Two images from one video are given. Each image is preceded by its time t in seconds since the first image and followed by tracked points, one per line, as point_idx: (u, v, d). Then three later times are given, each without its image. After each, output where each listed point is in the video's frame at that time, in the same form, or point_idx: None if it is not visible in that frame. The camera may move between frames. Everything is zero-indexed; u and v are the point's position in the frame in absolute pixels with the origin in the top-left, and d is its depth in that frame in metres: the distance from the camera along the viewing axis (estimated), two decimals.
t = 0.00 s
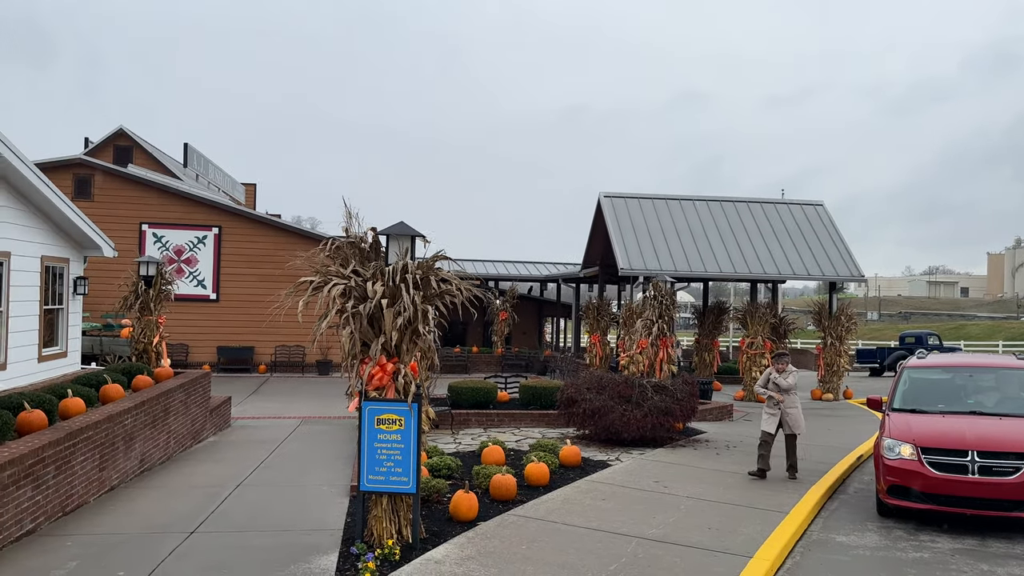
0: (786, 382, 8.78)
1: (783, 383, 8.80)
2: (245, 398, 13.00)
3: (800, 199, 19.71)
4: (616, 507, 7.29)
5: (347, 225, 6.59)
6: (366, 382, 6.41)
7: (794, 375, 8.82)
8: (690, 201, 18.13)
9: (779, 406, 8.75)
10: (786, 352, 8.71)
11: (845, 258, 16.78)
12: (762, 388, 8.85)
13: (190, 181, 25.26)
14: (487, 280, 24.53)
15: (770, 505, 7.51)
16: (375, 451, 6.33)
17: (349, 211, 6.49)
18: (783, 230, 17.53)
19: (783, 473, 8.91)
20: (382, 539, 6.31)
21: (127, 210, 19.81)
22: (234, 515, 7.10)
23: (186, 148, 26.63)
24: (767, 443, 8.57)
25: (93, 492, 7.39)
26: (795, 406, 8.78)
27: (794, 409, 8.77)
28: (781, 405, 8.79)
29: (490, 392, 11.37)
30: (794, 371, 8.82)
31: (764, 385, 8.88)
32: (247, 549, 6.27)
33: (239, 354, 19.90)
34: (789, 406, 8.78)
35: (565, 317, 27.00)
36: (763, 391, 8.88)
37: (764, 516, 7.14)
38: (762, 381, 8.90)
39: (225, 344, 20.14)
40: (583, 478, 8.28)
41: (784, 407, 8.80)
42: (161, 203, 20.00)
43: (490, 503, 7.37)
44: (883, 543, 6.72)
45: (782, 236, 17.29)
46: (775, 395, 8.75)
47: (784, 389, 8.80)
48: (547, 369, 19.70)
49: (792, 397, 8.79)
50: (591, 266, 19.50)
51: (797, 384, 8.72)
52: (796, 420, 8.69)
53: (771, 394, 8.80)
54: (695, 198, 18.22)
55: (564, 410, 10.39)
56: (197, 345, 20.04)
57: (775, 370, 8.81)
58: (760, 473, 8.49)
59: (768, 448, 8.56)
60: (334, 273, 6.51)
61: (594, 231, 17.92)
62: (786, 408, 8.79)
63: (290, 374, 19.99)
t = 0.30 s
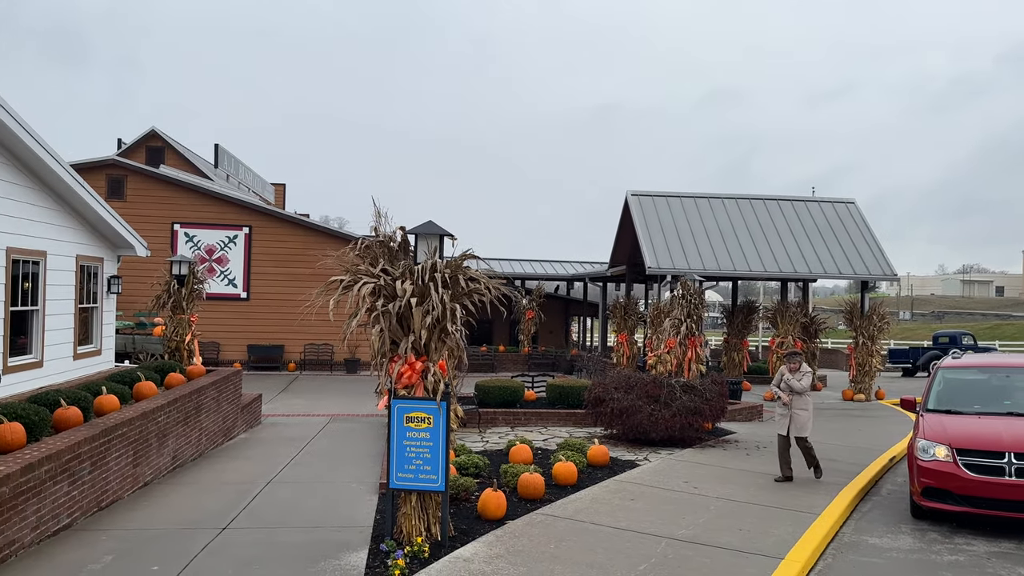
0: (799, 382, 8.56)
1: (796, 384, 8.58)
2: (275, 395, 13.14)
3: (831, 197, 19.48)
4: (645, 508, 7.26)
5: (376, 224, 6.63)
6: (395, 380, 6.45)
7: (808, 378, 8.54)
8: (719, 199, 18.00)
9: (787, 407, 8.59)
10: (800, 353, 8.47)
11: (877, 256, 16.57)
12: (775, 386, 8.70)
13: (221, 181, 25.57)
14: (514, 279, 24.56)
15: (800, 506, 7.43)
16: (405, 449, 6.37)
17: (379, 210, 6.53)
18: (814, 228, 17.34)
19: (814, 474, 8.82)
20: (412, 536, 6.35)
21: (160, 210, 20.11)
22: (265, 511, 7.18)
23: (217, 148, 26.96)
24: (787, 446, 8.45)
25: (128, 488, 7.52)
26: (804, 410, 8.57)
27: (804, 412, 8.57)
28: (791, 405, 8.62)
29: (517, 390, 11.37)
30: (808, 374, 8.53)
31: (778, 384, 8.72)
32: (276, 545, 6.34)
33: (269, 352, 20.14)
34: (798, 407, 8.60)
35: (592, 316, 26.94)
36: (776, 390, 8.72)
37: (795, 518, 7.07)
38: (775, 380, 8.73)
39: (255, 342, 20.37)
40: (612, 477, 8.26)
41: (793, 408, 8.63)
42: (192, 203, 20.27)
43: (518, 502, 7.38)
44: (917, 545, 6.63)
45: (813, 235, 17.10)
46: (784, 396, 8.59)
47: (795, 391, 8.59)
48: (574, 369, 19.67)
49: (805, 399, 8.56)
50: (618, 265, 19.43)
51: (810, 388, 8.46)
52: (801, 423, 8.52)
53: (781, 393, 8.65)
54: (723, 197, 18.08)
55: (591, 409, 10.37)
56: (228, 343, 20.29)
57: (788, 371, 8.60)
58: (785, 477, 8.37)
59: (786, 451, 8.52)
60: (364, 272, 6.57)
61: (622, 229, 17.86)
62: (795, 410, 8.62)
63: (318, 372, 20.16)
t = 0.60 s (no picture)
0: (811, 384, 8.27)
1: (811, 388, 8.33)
2: (304, 393, 13.27)
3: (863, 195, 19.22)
4: (674, 508, 7.23)
5: (405, 223, 6.67)
6: (423, 378, 6.49)
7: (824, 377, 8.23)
8: (748, 197, 17.85)
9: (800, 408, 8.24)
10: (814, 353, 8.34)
11: (910, 255, 16.35)
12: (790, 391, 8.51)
13: (250, 181, 25.86)
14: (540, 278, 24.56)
15: (832, 508, 7.35)
16: (433, 447, 6.41)
17: (408, 209, 6.56)
18: (846, 226, 17.13)
19: (846, 475, 8.71)
20: (440, 534, 6.38)
21: (191, 211, 20.40)
22: (296, 508, 7.26)
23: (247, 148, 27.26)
24: (811, 450, 8.08)
25: (161, 484, 7.64)
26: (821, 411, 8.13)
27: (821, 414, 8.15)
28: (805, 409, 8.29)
29: (545, 389, 11.37)
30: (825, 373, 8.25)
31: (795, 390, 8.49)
32: (307, 542, 6.40)
33: (298, 350, 20.36)
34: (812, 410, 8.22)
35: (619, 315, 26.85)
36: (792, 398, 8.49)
37: (827, 519, 6.99)
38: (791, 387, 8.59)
39: (285, 340, 20.58)
40: (640, 477, 8.23)
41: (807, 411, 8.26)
42: (223, 203, 20.52)
43: (546, 501, 7.38)
44: (951, 548, 6.52)
45: (844, 233, 16.89)
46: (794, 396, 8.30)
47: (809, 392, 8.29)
48: (601, 367, 19.64)
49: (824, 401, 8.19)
50: (645, 264, 19.34)
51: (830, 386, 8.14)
52: (813, 423, 8.01)
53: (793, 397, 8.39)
54: (752, 195, 17.93)
55: (619, 408, 10.34)
56: (258, 341, 20.52)
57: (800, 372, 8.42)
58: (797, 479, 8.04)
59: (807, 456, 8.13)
60: (393, 270, 6.61)
61: (649, 228, 17.78)
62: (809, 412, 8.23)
63: (347, 370, 20.33)
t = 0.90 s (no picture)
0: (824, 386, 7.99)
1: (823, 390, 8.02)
2: (333, 391, 13.40)
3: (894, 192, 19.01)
4: (704, 508, 7.19)
5: (433, 222, 6.70)
6: (451, 377, 6.53)
7: (839, 378, 7.93)
8: (777, 195, 17.68)
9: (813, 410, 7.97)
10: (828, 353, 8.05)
11: (944, 253, 16.11)
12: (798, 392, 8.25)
13: (279, 181, 26.11)
14: (567, 277, 24.55)
15: (864, 509, 7.26)
16: (461, 445, 6.45)
17: (436, 208, 6.58)
18: (877, 224, 16.91)
19: (878, 476, 8.60)
20: (469, 531, 6.41)
21: (222, 210, 20.65)
22: (326, 504, 7.33)
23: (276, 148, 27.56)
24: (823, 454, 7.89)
25: (193, 480, 7.75)
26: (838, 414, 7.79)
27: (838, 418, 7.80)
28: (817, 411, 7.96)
29: (572, 388, 11.36)
30: (840, 374, 7.95)
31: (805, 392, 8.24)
32: (336, 538, 6.45)
33: (327, 349, 20.55)
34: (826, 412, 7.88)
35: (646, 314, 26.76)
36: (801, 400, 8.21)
37: (859, 521, 6.91)
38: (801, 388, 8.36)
39: (313, 339, 20.76)
40: (669, 477, 8.19)
41: (819, 413, 7.92)
42: (253, 203, 20.74)
43: (574, 500, 7.38)
44: (987, 551, 6.41)
45: (876, 231, 16.68)
46: (806, 399, 7.98)
47: (822, 394, 7.95)
48: (628, 367, 19.57)
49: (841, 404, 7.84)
50: (673, 262, 19.23)
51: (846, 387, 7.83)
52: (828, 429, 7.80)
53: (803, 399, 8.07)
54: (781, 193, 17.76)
55: (646, 407, 10.31)
56: (287, 339, 20.72)
57: (811, 372, 8.11)
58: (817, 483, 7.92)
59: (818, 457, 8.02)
60: (421, 269, 6.66)
61: (677, 227, 17.68)
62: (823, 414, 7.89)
63: (374, 369, 20.47)
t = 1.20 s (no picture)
0: (838, 388, 7.87)
1: (838, 391, 7.92)
2: (361, 389, 13.49)
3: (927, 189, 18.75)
4: (733, 508, 7.15)
5: (461, 220, 6.73)
6: (480, 374, 6.56)
7: (854, 379, 7.80)
8: (807, 193, 17.51)
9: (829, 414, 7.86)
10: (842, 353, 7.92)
11: (978, 251, 15.85)
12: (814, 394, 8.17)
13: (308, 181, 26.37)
14: (594, 275, 24.51)
15: (896, 511, 7.17)
16: (490, 443, 6.48)
17: (465, 207, 6.61)
18: (910, 222, 16.68)
19: (911, 478, 8.49)
20: (497, 529, 6.44)
21: (252, 210, 20.90)
22: (356, 501, 7.40)
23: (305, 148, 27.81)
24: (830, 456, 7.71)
25: (225, 476, 7.86)
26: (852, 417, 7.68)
27: (853, 421, 7.67)
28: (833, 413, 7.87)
29: (599, 387, 11.35)
30: (855, 375, 7.82)
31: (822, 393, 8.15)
32: (366, 535, 6.51)
33: (354, 347, 20.71)
34: (841, 415, 7.80)
35: (673, 313, 26.61)
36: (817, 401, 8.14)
37: (891, 522, 6.83)
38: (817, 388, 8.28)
39: (341, 337, 20.93)
40: (697, 477, 8.16)
41: (835, 416, 7.84)
42: (282, 203, 20.96)
43: (602, 499, 7.38)
44: None
45: (908, 229, 16.45)
46: (822, 401, 7.86)
47: (836, 396, 7.85)
48: (655, 366, 19.49)
49: (855, 406, 7.71)
50: (701, 261, 19.12)
51: (859, 388, 7.69)
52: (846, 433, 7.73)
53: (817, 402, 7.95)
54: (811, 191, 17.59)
55: (675, 407, 10.27)
56: (315, 338, 20.91)
57: (825, 373, 8.01)
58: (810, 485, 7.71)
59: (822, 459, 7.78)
60: (450, 268, 6.69)
61: (705, 225, 17.58)
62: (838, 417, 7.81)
63: (401, 367, 20.58)
